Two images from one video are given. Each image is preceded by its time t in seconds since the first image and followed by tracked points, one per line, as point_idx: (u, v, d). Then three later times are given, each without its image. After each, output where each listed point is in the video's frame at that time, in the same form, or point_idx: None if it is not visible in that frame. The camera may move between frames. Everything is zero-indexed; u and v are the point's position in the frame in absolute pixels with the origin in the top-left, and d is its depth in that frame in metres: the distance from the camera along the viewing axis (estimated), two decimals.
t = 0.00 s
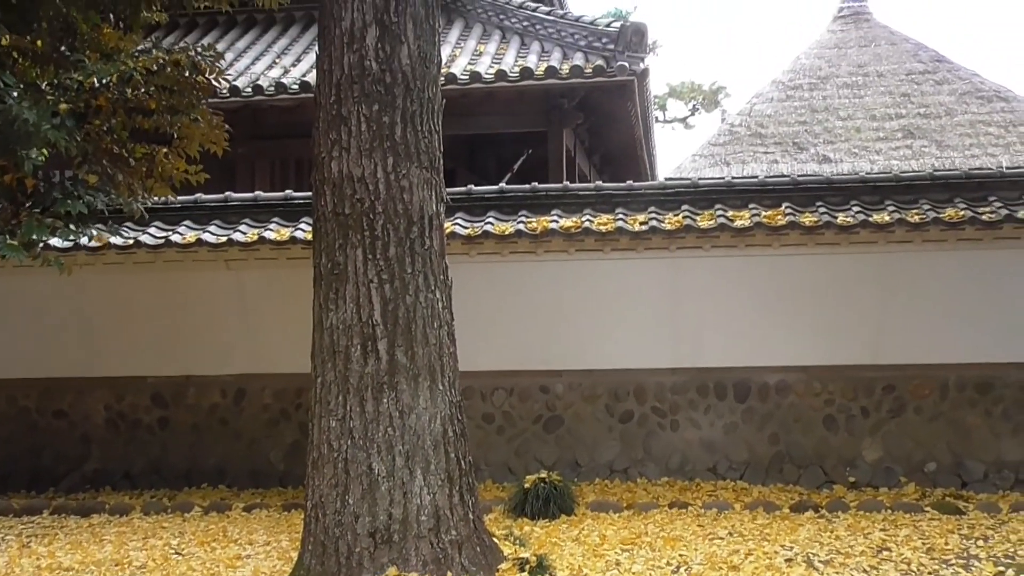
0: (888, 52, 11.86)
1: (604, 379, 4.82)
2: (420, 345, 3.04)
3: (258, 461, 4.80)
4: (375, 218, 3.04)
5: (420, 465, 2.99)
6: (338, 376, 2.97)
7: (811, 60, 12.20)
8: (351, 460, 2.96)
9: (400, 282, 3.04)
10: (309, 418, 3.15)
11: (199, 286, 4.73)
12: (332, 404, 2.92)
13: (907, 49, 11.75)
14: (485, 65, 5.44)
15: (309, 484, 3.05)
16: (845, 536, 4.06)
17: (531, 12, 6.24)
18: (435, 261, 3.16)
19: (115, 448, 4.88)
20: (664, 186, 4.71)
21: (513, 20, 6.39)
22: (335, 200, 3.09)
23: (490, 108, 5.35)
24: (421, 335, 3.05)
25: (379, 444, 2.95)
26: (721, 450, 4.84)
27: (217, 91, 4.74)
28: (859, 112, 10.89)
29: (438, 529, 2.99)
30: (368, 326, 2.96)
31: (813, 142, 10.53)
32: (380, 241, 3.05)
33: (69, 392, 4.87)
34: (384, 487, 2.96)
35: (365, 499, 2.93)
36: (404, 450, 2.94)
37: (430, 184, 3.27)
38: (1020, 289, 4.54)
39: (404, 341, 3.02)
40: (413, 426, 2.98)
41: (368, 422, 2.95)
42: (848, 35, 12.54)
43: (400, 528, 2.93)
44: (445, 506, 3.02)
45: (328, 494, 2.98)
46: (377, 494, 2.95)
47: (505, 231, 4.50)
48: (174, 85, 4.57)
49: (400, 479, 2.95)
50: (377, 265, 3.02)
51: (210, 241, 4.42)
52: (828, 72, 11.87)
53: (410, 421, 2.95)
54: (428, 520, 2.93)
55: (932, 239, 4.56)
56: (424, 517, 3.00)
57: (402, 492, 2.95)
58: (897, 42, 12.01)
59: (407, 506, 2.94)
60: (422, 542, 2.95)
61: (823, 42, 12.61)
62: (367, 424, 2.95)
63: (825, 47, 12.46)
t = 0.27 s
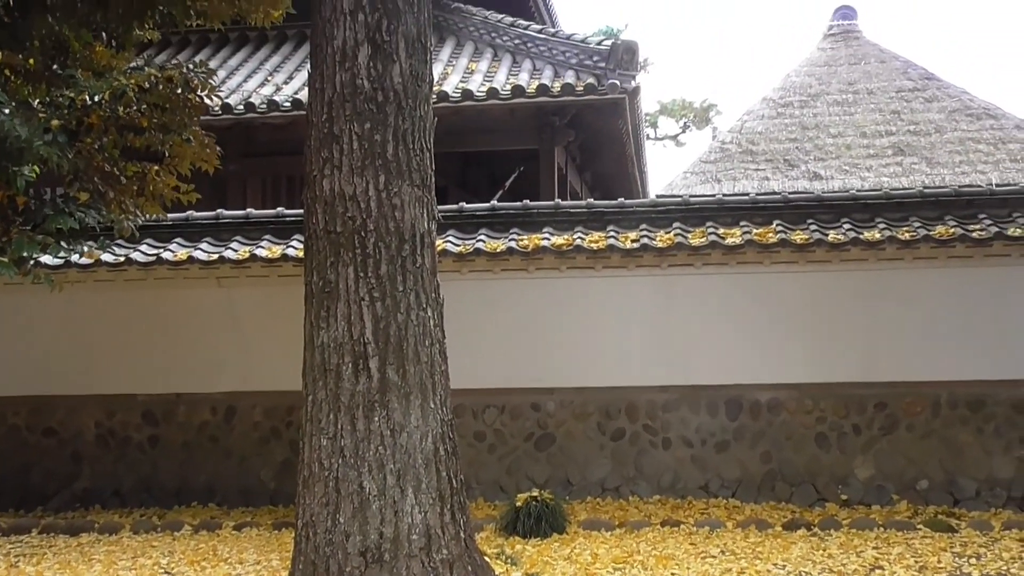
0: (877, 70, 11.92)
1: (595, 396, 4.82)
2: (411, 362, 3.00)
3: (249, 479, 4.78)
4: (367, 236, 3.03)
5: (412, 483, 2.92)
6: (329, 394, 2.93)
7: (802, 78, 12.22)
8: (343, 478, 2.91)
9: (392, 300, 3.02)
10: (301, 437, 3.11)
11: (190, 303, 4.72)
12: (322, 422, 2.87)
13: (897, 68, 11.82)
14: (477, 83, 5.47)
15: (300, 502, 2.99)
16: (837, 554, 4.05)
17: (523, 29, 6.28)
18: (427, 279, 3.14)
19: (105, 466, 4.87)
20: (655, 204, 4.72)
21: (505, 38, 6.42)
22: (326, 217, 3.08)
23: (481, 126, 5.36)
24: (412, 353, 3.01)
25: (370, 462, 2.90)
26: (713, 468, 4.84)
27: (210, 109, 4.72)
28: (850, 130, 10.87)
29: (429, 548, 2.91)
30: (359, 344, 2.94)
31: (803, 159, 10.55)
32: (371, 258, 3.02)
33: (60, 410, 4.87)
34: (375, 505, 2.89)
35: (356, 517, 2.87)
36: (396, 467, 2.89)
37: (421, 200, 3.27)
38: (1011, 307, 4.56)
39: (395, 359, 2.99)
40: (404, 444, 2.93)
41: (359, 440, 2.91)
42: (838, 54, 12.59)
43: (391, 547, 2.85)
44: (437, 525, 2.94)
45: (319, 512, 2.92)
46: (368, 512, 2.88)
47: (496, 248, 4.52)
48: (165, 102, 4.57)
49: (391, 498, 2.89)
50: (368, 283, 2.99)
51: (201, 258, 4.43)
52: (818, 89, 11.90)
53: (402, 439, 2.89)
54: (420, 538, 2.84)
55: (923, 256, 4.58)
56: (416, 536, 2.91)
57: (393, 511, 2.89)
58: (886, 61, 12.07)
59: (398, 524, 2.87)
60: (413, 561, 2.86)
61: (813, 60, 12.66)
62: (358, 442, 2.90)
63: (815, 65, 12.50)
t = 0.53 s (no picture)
0: (869, 89, 11.97)
1: (590, 415, 4.81)
2: (405, 383, 2.97)
3: (242, 500, 4.77)
4: (361, 256, 3.02)
5: (406, 504, 2.87)
6: (322, 416, 2.90)
7: (794, 96, 12.24)
8: (336, 499, 2.86)
9: (386, 321, 3.01)
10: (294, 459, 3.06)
11: (184, 324, 4.73)
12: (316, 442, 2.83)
13: (888, 86, 11.87)
14: (470, 103, 5.50)
15: (294, 524, 2.94)
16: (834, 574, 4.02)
17: (516, 50, 6.33)
18: (421, 299, 3.12)
19: (98, 488, 4.85)
20: (648, 223, 4.73)
21: (499, 59, 6.47)
22: (320, 237, 3.08)
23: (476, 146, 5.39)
24: (406, 374, 2.98)
25: (363, 484, 2.85)
26: (708, 487, 4.82)
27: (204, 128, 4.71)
28: (842, 147, 10.94)
29: (423, 570, 2.84)
30: (353, 364, 2.91)
31: (797, 177, 10.52)
32: (366, 279, 3.01)
33: (52, 431, 4.85)
34: (369, 527, 2.84)
35: (350, 539, 2.81)
36: (390, 489, 2.85)
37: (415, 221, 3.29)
38: (1004, 325, 4.57)
39: (389, 379, 2.96)
40: (398, 465, 2.89)
41: (353, 462, 2.87)
42: (830, 72, 12.65)
43: (385, 570, 2.79)
44: (431, 547, 2.88)
45: (313, 535, 2.87)
46: (362, 535, 2.82)
47: (490, 267, 4.55)
48: (159, 123, 4.57)
49: (385, 520, 2.84)
50: (362, 304, 2.98)
51: (195, 279, 4.45)
52: (811, 107, 11.92)
53: (396, 460, 2.86)
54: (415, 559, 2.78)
55: (916, 274, 4.60)
56: (410, 558, 2.85)
57: (387, 532, 2.84)
58: (878, 79, 12.11)
59: (392, 547, 2.81)
60: None
61: (805, 79, 12.72)
62: (352, 463, 2.87)
63: (807, 83, 12.55)
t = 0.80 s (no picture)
0: (863, 108, 11.99)
1: (586, 437, 4.79)
2: (401, 406, 2.94)
3: (237, 525, 4.75)
4: (356, 278, 3.02)
5: (401, 528, 2.80)
6: (317, 439, 2.87)
7: (788, 117, 12.29)
8: (331, 523, 2.80)
9: (382, 342, 3.00)
10: (290, 484, 3.01)
11: (179, 347, 4.74)
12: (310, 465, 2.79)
13: (882, 106, 11.90)
14: (465, 125, 5.57)
15: (288, 550, 2.88)
16: None
17: (510, 72, 6.39)
18: (416, 322, 3.11)
19: (92, 512, 4.83)
20: (643, 244, 4.74)
21: (493, 81, 6.53)
22: (315, 258, 3.09)
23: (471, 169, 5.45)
24: (401, 397, 2.96)
25: (359, 507, 2.80)
26: (705, 509, 4.80)
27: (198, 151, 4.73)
28: (836, 167, 10.96)
29: None
30: (349, 388, 2.91)
31: (791, 197, 10.63)
32: (361, 302, 3.01)
33: (46, 456, 4.84)
34: (365, 551, 2.77)
35: (345, 563, 2.74)
36: (385, 512, 2.79)
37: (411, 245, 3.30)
38: (1000, 345, 4.58)
39: (384, 403, 2.94)
40: (394, 489, 2.84)
41: (348, 485, 2.82)
42: (823, 92, 12.69)
43: None
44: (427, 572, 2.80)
45: (307, 559, 2.80)
46: (357, 559, 2.75)
47: (486, 289, 4.59)
48: (153, 147, 4.60)
49: (381, 543, 2.77)
50: (358, 326, 2.98)
51: (190, 302, 4.48)
52: (804, 127, 11.96)
53: (392, 483, 2.81)
54: None
55: (911, 294, 4.61)
56: None
57: (383, 557, 2.76)
58: (871, 99, 12.15)
59: (388, 571, 2.74)
60: None
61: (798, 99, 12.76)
62: (347, 487, 2.82)
63: (802, 103, 12.59)
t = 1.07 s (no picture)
0: (857, 130, 12.02)
1: (583, 460, 4.77)
2: (397, 431, 2.92)
3: (231, 550, 4.71)
4: (352, 301, 3.01)
5: (398, 554, 2.77)
6: (313, 464, 2.86)
7: (782, 138, 12.36)
8: (326, 549, 2.76)
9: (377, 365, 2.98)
10: (286, 510, 2.99)
11: (176, 372, 4.76)
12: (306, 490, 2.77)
13: (876, 127, 11.94)
14: (460, 148, 5.66)
15: None
16: None
17: (505, 95, 6.47)
18: (412, 345, 3.10)
19: (86, 538, 4.81)
20: (639, 266, 4.76)
21: (488, 104, 6.63)
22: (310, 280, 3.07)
23: (467, 192, 5.54)
24: (397, 421, 2.94)
25: (354, 533, 2.77)
26: (703, 533, 4.77)
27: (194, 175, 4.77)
28: (831, 189, 10.98)
29: None
30: (344, 412, 2.88)
31: (786, 218, 10.61)
32: (356, 325, 3.00)
33: (41, 481, 4.84)
34: None
35: None
36: (381, 537, 2.76)
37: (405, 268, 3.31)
38: (997, 366, 4.57)
39: (380, 428, 2.92)
40: (390, 514, 2.81)
41: (344, 511, 2.79)
42: (818, 114, 12.75)
43: None
44: None
45: None
46: None
47: (481, 312, 4.59)
48: (149, 173, 4.63)
49: (376, 569, 2.74)
50: (353, 350, 2.96)
51: (186, 326, 4.47)
52: (799, 149, 11.98)
53: (388, 508, 2.79)
54: None
55: (908, 315, 4.61)
56: None
57: None
58: (866, 120, 12.19)
59: None
60: None
61: (794, 120, 12.81)
62: (342, 512, 2.80)
63: (796, 125, 12.64)
